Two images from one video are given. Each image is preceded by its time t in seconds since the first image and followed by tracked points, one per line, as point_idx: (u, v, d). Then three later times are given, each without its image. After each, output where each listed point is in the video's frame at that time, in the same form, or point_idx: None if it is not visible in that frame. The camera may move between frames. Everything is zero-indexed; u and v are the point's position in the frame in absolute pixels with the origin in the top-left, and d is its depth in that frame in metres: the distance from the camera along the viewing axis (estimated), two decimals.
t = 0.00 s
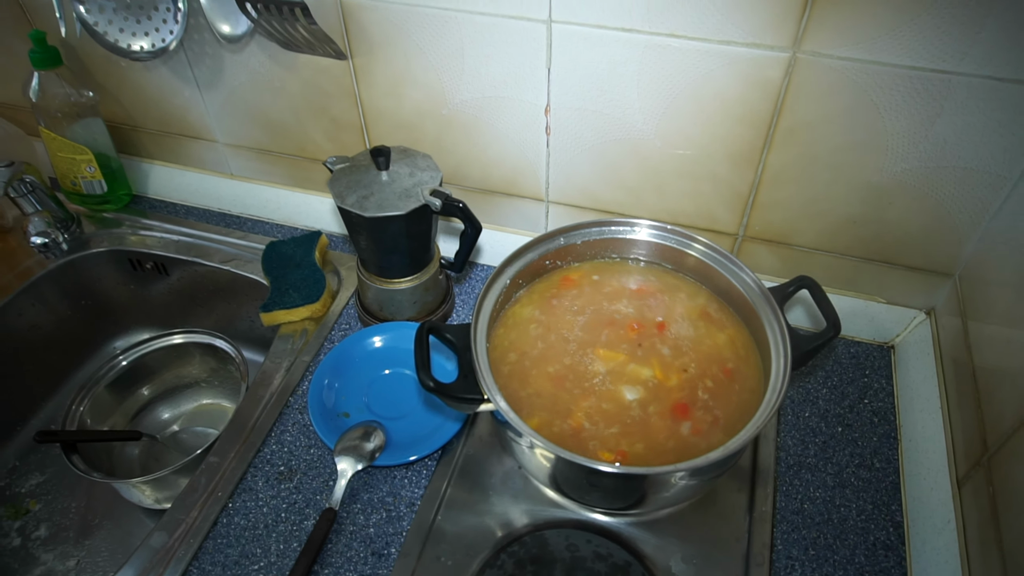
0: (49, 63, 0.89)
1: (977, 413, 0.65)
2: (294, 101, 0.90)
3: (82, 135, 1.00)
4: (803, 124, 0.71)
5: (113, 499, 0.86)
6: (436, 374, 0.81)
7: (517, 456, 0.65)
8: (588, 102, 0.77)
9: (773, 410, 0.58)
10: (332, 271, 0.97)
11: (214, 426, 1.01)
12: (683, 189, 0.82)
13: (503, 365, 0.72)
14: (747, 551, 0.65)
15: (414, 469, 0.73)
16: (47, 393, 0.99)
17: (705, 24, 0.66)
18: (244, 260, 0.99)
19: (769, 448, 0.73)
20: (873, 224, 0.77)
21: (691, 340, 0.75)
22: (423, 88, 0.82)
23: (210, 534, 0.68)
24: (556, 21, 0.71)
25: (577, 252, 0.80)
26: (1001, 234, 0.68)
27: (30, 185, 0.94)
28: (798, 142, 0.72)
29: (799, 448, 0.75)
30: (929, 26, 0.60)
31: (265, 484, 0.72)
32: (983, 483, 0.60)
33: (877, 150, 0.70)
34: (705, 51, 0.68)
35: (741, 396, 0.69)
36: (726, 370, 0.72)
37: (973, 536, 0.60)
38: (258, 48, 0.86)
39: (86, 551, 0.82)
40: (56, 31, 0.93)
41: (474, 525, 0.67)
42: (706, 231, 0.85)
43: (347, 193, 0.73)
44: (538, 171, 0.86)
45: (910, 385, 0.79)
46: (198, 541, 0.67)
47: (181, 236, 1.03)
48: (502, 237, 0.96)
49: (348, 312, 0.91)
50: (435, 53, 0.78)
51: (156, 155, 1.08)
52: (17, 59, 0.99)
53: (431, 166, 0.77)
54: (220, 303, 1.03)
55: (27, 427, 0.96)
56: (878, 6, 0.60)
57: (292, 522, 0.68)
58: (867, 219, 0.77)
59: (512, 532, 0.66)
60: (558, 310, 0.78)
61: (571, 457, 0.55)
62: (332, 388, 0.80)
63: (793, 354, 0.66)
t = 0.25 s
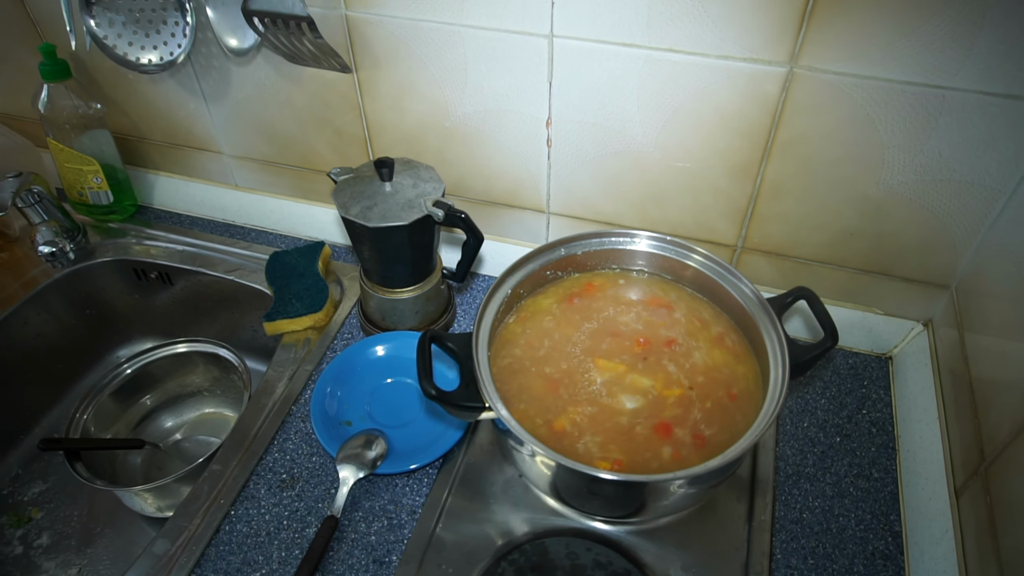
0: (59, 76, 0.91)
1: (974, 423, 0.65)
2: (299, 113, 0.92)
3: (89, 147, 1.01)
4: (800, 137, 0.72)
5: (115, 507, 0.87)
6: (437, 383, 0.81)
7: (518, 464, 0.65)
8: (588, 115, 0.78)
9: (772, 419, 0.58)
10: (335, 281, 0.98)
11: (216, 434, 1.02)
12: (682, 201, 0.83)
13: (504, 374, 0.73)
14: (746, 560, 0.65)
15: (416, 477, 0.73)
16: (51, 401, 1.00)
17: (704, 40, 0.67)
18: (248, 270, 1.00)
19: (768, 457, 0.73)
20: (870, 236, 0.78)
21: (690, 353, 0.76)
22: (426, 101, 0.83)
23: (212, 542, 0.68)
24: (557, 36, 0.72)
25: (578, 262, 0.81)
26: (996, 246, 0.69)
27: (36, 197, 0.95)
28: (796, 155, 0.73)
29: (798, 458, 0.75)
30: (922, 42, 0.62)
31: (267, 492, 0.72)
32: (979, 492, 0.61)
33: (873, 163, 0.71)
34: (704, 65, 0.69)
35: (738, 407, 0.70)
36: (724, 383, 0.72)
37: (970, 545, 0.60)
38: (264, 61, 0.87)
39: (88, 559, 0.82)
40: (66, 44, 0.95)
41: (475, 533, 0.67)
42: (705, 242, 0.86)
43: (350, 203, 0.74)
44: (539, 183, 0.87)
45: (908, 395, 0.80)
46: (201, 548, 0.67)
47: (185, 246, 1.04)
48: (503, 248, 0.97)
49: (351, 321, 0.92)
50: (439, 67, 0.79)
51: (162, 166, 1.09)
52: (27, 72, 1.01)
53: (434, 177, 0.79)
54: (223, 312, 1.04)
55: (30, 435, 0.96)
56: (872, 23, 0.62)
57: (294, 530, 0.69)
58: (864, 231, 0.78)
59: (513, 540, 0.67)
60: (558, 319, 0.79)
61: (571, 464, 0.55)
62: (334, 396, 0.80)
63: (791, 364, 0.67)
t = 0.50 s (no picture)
0: (60, 82, 0.91)
1: (972, 430, 0.66)
2: (299, 119, 0.92)
3: (89, 153, 1.01)
4: (798, 146, 0.72)
5: (113, 513, 0.87)
6: (437, 389, 0.81)
7: (517, 470, 0.65)
8: (588, 123, 0.79)
9: (770, 425, 0.58)
10: (335, 287, 0.98)
11: (215, 440, 1.02)
12: (681, 208, 0.83)
13: (503, 381, 0.73)
14: (745, 566, 0.65)
15: (414, 483, 0.73)
16: (49, 407, 1.00)
17: (702, 48, 0.68)
18: (248, 276, 1.00)
19: (766, 464, 0.73)
20: (868, 244, 0.78)
21: (689, 365, 0.75)
22: (426, 108, 0.84)
23: (210, 548, 0.68)
24: (556, 44, 0.73)
25: (577, 269, 0.82)
26: (993, 254, 0.69)
27: (37, 202, 0.95)
28: (794, 163, 0.74)
29: (797, 465, 0.75)
30: (919, 52, 0.62)
31: (266, 498, 0.72)
32: (977, 500, 0.61)
33: (870, 171, 0.72)
34: (703, 73, 0.70)
35: (736, 414, 0.70)
36: (724, 392, 0.72)
37: (968, 552, 0.60)
38: (265, 68, 0.88)
39: (85, 566, 0.82)
40: (68, 51, 0.96)
41: (473, 539, 0.67)
42: (703, 249, 0.87)
43: (351, 210, 0.74)
44: (538, 189, 0.88)
45: (906, 402, 0.80)
46: (199, 554, 0.67)
47: (185, 252, 1.04)
48: (502, 254, 0.97)
49: (350, 327, 0.92)
50: (439, 75, 0.80)
51: (162, 173, 1.10)
52: (29, 78, 1.01)
53: (434, 183, 0.79)
54: (223, 318, 1.04)
55: (29, 441, 0.96)
56: (869, 33, 0.62)
57: (292, 536, 0.69)
58: (861, 239, 0.78)
59: (511, 546, 0.67)
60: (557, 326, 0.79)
61: (570, 470, 0.55)
62: (334, 402, 0.80)
63: (789, 370, 0.67)
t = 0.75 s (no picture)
0: (62, 81, 0.91)
1: (973, 430, 0.66)
2: (301, 119, 0.92)
3: (91, 151, 1.01)
4: (800, 145, 0.72)
5: (114, 512, 0.87)
6: (439, 388, 0.81)
7: (518, 469, 0.65)
8: (589, 122, 0.79)
9: (772, 424, 0.59)
10: (337, 286, 0.98)
11: (216, 439, 1.02)
12: (683, 207, 0.83)
13: (504, 380, 0.73)
14: (746, 566, 0.65)
15: (416, 482, 0.73)
16: (50, 406, 1.00)
17: (704, 48, 0.68)
18: (250, 275, 1.00)
19: (768, 464, 0.73)
20: (870, 244, 0.78)
21: (691, 366, 0.75)
22: (428, 107, 0.84)
23: (212, 546, 0.68)
24: (559, 43, 0.73)
25: (579, 269, 0.82)
26: (995, 254, 0.69)
27: (38, 201, 0.94)
28: (796, 163, 0.74)
29: (798, 464, 0.75)
30: (921, 52, 0.62)
31: (267, 496, 0.72)
32: (979, 500, 0.61)
33: (872, 171, 0.72)
34: (705, 73, 0.70)
35: (737, 414, 0.70)
36: (725, 392, 0.72)
37: (970, 552, 0.60)
38: (267, 67, 0.88)
39: (86, 564, 0.82)
40: (70, 50, 0.96)
41: (475, 539, 0.67)
42: (705, 249, 0.87)
43: (353, 209, 0.74)
44: (540, 189, 0.88)
45: (908, 402, 0.80)
46: (200, 553, 0.67)
47: (187, 250, 1.04)
48: (504, 253, 0.97)
49: (352, 326, 0.92)
50: (441, 74, 0.80)
51: (164, 172, 1.10)
52: (30, 77, 1.01)
53: (436, 183, 0.79)
54: (224, 317, 1.04)
55: (30, 439, 0.96)
56: (871, 33, 0.62)
57: (294, 534, 0.69)
58: (863, 239, 0.78)
59: (513, 545, 0.67)
60: (559, 325, 0.79)
61: (572, 469, 0.55)
62: (335, 401, 0.80)
63: (791, 370, 0.67)
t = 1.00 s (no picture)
0: (67, 80, 0.91)
1: (979, 429, 0.65)
2: (305, 117, 0.92)
3: (96, 150, 1.02)
4: (805, 143, 0.72)
5: (120, 509, 0.87)
6: (443, 386, 0.82)
7: (523, 467, 0.65)
8: (593, 120, 0.78)
9: (777, 423, 0.58)
10: (341, 284, 0.98)
11: (221, 437, 1.02)
12: (688, 206, 0.83)
13: (509, 378, 0.73)
14: (751, 565, 0.65)
15: (420, 480, 0.73)
16: (56, 403, 1.00)
17: (709, 45, 0.68)
18: (254, 273, 1.00)
19: (772, 462, 0.73)
20: (876, 242, 0.78)
21: (695, 364, 0.75)
22: (432, 105, 0.84)
23: (217, 543, 0.68)
24: (563, 41, 0.73)
25: (584, 266, 0.82)
26: (1001, 252, 0.69)
27: (44, 200, 0.95)
28: (801, 161, 0.74)
29: (803, 463, 0.75)
30: (928, 49, 0.62)
31: (272, 494, 0.73)
32: (985, 499, 0.61)
33: (878, 169, 0.72)
34: (709, 70, 0.69)
35: (741, 412, 0.70)
36: (730, 390, 0.72)
37: (976, 551, 0.60)
38: (272, 66, 0.88)
39: (92, 561, 0.82)
40: (75, 48, 0.96)
41: (479, 537, 0.67)
42: (710, 247, 0.87)
43: (357, 207, 0.74)
44: (545, 187, 0.88)
45: (913, 401, 0.79)
46: (206, 550, 0.67)
47: (192, 249, 1.04)
48: (508, 251, 0.97)
49: (356, 324, 0.92)
50: (445, 72, 0.80)
51: (169, 170, 1.10)
52: (35, 75, 1.02)
53: (440, 181, 0.79)
54: (229, 315, 1.04)
55: (36, 437, 0.97)
56: (878, 31, 0.62)
57: (299, 532, 0.69)
58: (869, 237, 0.78)
59: (517, 543, 0.67)
60: (563, 324, 0.79)
61: (576, 468, 0.55)
62: (340, 399, 0.81)
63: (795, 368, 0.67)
